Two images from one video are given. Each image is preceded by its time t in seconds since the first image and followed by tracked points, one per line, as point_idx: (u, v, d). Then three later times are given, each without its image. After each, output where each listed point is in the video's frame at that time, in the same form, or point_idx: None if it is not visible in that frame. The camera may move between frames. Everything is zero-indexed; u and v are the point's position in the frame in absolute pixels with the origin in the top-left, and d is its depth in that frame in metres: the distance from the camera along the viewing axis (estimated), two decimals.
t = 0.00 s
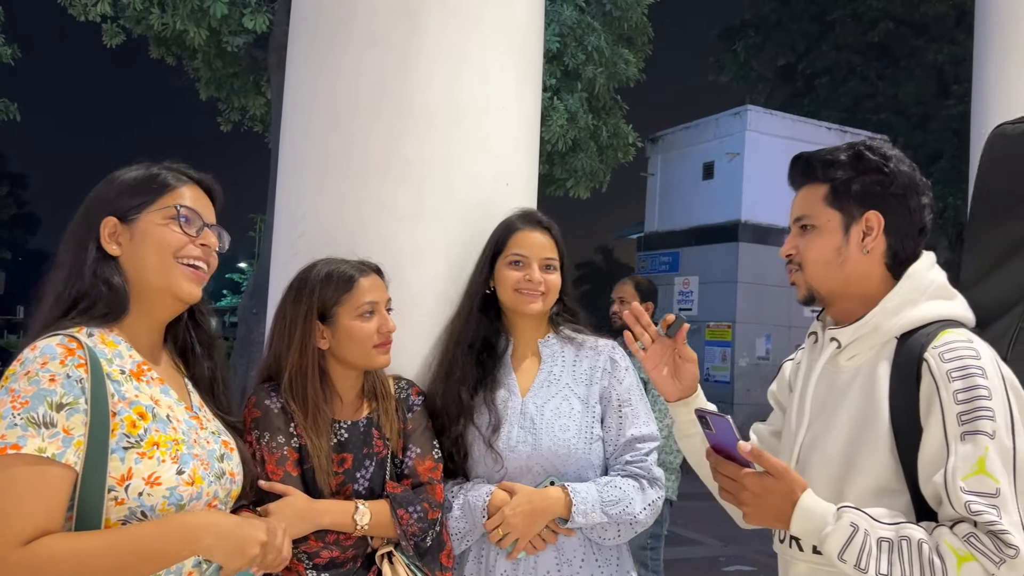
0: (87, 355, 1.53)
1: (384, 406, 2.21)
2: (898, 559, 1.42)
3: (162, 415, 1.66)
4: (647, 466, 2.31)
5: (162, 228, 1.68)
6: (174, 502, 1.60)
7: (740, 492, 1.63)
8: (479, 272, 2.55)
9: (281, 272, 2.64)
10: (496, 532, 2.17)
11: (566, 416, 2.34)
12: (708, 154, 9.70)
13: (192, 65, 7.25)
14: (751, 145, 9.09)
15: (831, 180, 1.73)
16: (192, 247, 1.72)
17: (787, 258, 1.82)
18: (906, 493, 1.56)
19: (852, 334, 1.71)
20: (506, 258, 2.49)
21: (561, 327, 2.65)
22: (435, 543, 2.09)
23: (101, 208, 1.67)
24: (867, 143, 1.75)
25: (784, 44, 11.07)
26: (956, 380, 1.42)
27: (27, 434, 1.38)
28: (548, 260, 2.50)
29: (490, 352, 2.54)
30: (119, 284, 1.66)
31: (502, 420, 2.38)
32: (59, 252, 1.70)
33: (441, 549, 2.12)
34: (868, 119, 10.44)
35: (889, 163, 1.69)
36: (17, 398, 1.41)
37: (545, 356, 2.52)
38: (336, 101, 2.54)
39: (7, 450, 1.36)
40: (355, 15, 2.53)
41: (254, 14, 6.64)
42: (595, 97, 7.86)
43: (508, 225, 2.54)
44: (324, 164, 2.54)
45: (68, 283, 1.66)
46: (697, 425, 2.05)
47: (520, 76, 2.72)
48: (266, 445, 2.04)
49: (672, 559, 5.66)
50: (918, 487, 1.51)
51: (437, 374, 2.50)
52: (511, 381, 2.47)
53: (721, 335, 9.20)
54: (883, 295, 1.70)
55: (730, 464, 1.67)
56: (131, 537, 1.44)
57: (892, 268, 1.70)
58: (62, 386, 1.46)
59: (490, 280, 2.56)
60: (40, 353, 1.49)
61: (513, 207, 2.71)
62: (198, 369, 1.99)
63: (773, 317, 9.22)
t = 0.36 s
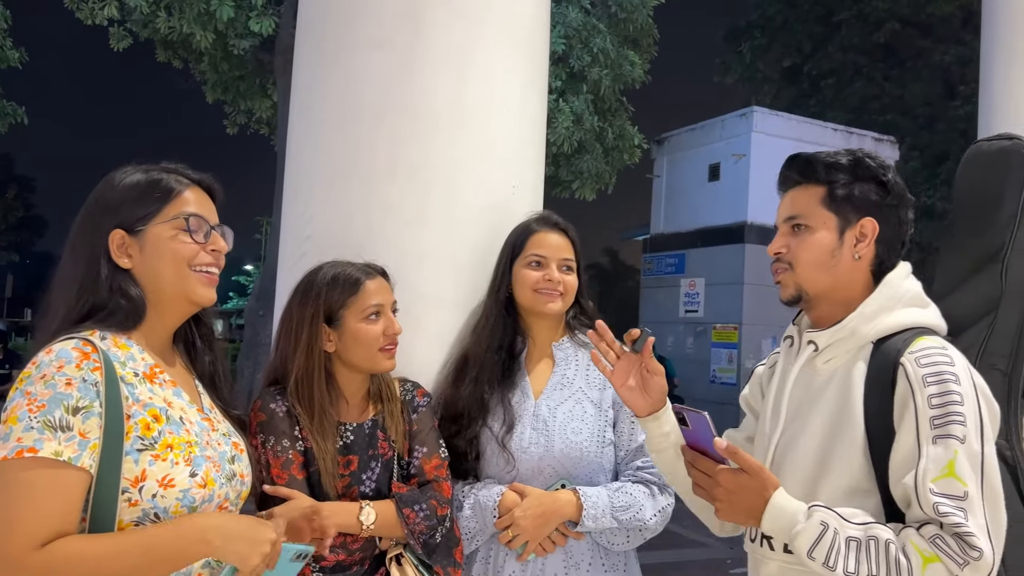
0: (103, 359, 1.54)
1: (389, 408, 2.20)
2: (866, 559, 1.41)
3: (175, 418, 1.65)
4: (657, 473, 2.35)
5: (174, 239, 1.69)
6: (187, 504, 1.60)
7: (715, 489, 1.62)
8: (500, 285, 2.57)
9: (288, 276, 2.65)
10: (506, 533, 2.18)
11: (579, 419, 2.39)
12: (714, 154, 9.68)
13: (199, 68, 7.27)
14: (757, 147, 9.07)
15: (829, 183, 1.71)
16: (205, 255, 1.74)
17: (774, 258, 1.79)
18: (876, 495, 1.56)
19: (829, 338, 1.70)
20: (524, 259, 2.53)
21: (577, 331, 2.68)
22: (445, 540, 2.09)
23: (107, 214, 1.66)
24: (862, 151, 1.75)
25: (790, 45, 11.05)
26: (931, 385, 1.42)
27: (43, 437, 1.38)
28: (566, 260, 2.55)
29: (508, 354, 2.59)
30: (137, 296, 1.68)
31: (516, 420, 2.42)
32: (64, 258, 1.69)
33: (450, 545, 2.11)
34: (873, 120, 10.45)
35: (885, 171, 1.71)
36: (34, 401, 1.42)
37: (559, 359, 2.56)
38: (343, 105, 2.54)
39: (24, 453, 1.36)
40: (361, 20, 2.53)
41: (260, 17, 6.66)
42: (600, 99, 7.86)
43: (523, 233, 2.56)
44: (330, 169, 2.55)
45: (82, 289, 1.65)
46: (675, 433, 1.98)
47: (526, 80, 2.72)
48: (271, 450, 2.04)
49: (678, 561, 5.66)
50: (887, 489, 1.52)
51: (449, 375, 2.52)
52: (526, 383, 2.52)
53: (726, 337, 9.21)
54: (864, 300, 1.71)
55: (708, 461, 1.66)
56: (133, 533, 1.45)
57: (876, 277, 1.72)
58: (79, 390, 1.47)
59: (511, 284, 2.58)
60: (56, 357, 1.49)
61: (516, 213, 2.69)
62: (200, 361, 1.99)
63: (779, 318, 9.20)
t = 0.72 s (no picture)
0: (114, 360, 1.55)
1: (396, 408, 2.21)
2: (852, 560, 1.39)
3: (185, 417, 1.66)
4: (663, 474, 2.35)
5: (185, 249, 1.69)
6: (194, 503, 1.60)
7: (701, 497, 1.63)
8: (501, 287, 2.56)
9: (294, 276, 2.66)
10: (512, 533, 2.18)
11: (584, 420, 2.40)
12: (719, 155, 9.66)
13: (205, 69, 7.29)
14: (762, 147, 9.06)
15: (819, 191, 1.71)
16: (216, 264, 1.74)
17: (761, 263, 1.78)
18: (855, 493, 1.56)
19: (808, 341, 1.70)
20: (527, 262, 2.53)
21: (580, 331, 2.69)
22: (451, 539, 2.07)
23: (118, 218, 1.66)
24: (849, 162, 1.76)
25: (795, 45, 11.00)
26: (905, 384, 1.42)
27: (60, 435, 1.40)
28: (570, 260, 2.56)
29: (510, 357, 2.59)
30: (147, 302, 1.68)
31: (521, 422, 2.43)
32: (71, 261, 1.70)
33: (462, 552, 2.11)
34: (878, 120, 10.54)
35: (871, 183, 1.73)
36: (49, 401, 1.43)
37: (563, 360, 2.56)
38: (348, 105, 2.55)
39: (41, 451, 1.38)
40: (366, 20, 2.54)
41: (265, 18, 6.68)
42: (606, 99, 7.86)
43: (519, 234, 2.57)
44: (336, 169, 2.55)
45: (91, 295, 1.66)
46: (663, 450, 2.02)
47: (532, 80, 2.72)
48: (284, 443, 2.04)
49: (683, 561, 5.66)
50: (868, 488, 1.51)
51: (452, 377, 2.52)
52: (530, 384, 2.53)
53: (733, 337, 9.06)
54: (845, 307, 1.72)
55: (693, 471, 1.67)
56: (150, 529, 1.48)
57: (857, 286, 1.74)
58: (93, 390, 1.48)
59: (512, 287, 2.58)
60: (69, 357, 1.49)
61: (520, 212, 2.69)
62: (206, 359, 2.00)
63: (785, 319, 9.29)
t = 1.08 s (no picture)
0: (132, 360, 1.56)
1: (400, 406, 2.22)
2: (846, 555, 1.40)
3: (202, 418, 1.66)
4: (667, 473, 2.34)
5: (208, 248, 1.70)
6: (209, 505, 1.61)
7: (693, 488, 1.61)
8: (503, 289, 2.56)
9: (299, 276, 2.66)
10: (515, 533, 2.17)
11: (587, 419, 2.40)
12: (724, 154, 9.64)
13: (209, 69, 7.30)
14: (767, 145, 9.04)
15: (812, 194, 1.72)
16: (238, 263, 1.76)
17: (756, 264, 1.79)
18: (854, 492, 1.56)
19: (803, 341, 1.70)
20: (532, 261, 2.53)
21: (584, 328, 2.68)
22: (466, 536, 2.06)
23: (139, 218, 1.67)
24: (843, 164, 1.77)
25: (799, 44, 11.05)
26: (899, 382, 1.42)
27: (73, 435, 1.40)
28: (574, 260, 2.56)
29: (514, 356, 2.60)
30: (167, 301, 1.69)
31: (525, 422, 2.43)
32: (93, 260, 1.71)
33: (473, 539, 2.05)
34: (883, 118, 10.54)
35: (863, 184, 1.74)
36: (65, 399, 1.44)
37: (568, 359, 2.56)
38: (353, 105, 2.55)
39: (53, 450, 1.38)
40: (370, 20, 2.54)
41: (270, 18, 6.69)
42: (609, 98, 7.86)
43: (522, 233, 2.57)
44: (341, 168, 2.56)
45: (110, 294, 1.66)
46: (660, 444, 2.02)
47: (536, 80, 2.72)
48: (291, 444, 2.04)
49: (687, 561, 5.65)
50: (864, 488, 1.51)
51: (457, 376, 2.53)
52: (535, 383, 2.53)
53: (737, 336, 9.07)
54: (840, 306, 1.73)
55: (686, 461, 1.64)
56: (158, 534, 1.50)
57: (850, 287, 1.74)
58: (108, 390, 1.48)
59: (517, 286, 2.57)
60: (87, 357, 1.51)
61: (525, 211, 2.70)
62: (226, 359, 2.00)
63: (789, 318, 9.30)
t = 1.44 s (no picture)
0: (135, 361, 1.55)
1: (403, 404, 2.22)
2: (860, 561, 1.40)
3: (206, 421, 1.65)
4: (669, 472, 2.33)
5: (243, 245, 1.72)
6: (211, 510, 1.60)
7: (704, 506, 1.60)
8: (504, 289, 2.58)
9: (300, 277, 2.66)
10: (518, 530, 2.17)
11: (589, 418, 2.40)
12: (726, 152, 9.63)
13: (211, 69, 7.30)
14: (769, 144, 9.03)
15: (772, 205, 1.72)
16: (269, 261, 1.78)
17: (738, 278, 1.82)
18: (858, 493, 1.56)
19: (803, 343, 1.69)
20: (531, 261, 2.55)
21: (586, 328, 2.70)
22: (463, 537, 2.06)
23: (168, 212, 1.66)
24: (809, 166, 1.74)
25: (801, 42, 10.94)
26: (899, 382, 1.43)
27: (74, 438, 1.40)
28: (574, 260, 2.59)
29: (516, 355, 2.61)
30: (183, 289, 1.68)
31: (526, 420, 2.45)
32: (118, 251, 1.70)
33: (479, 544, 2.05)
34: (885, 116, 10.56)
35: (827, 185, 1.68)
36: (66, 401, 1.43)
37: (569, 359, 2.58)
38: (354, 105, 2.55)
39: (54, 454, 1.38)
40: (371, 20, 2.54)
41: (271, 17, 6.69)
42: (610, 97, 7.85)
43: (526, 231, 2.58)
44: (341, 168, 2.56)
45: (132, 287, 1.66)
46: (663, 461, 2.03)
47: (537, 79, 2.72)
48: (295, 444, 2.04)
49: (689, 559, 5.66)
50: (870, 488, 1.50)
51: (459, 376, 2.54)
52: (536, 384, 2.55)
53: (738, 335, 9.10)
54: (827, 308, 1.69)
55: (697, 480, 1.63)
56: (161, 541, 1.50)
57: (838, 290, 1.69)
58: (110, 392, 1.47)
59: (518, 287, 2.60)
60: (90, 358, 1.50)
61: (526, 211, 2.69)
62: (235, 362, 1.98)
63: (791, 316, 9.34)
